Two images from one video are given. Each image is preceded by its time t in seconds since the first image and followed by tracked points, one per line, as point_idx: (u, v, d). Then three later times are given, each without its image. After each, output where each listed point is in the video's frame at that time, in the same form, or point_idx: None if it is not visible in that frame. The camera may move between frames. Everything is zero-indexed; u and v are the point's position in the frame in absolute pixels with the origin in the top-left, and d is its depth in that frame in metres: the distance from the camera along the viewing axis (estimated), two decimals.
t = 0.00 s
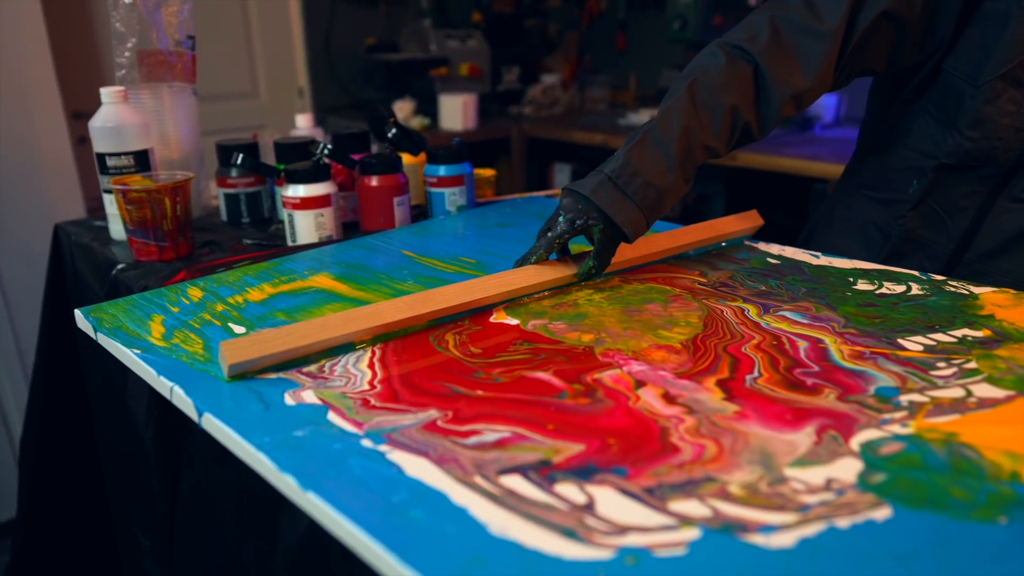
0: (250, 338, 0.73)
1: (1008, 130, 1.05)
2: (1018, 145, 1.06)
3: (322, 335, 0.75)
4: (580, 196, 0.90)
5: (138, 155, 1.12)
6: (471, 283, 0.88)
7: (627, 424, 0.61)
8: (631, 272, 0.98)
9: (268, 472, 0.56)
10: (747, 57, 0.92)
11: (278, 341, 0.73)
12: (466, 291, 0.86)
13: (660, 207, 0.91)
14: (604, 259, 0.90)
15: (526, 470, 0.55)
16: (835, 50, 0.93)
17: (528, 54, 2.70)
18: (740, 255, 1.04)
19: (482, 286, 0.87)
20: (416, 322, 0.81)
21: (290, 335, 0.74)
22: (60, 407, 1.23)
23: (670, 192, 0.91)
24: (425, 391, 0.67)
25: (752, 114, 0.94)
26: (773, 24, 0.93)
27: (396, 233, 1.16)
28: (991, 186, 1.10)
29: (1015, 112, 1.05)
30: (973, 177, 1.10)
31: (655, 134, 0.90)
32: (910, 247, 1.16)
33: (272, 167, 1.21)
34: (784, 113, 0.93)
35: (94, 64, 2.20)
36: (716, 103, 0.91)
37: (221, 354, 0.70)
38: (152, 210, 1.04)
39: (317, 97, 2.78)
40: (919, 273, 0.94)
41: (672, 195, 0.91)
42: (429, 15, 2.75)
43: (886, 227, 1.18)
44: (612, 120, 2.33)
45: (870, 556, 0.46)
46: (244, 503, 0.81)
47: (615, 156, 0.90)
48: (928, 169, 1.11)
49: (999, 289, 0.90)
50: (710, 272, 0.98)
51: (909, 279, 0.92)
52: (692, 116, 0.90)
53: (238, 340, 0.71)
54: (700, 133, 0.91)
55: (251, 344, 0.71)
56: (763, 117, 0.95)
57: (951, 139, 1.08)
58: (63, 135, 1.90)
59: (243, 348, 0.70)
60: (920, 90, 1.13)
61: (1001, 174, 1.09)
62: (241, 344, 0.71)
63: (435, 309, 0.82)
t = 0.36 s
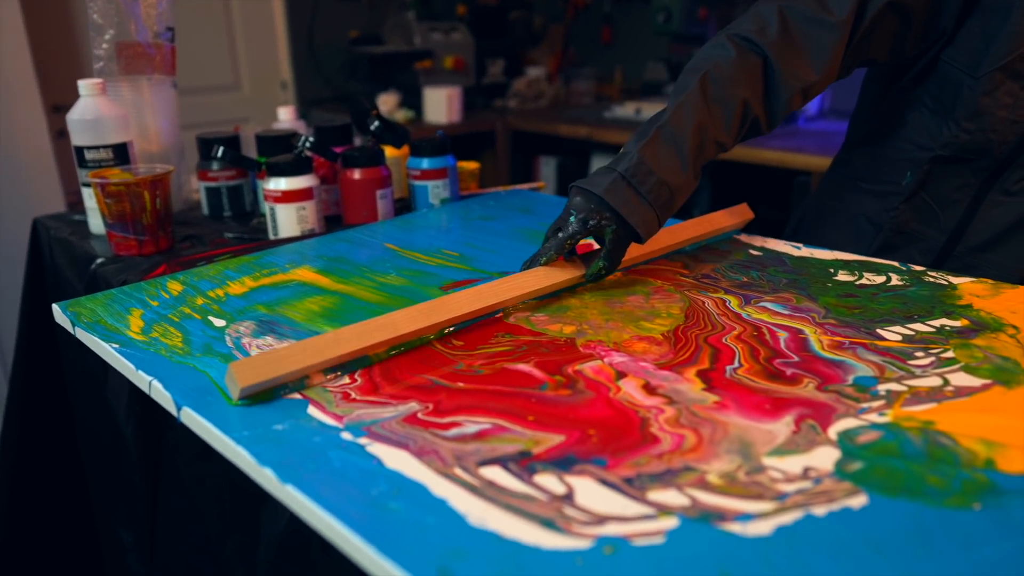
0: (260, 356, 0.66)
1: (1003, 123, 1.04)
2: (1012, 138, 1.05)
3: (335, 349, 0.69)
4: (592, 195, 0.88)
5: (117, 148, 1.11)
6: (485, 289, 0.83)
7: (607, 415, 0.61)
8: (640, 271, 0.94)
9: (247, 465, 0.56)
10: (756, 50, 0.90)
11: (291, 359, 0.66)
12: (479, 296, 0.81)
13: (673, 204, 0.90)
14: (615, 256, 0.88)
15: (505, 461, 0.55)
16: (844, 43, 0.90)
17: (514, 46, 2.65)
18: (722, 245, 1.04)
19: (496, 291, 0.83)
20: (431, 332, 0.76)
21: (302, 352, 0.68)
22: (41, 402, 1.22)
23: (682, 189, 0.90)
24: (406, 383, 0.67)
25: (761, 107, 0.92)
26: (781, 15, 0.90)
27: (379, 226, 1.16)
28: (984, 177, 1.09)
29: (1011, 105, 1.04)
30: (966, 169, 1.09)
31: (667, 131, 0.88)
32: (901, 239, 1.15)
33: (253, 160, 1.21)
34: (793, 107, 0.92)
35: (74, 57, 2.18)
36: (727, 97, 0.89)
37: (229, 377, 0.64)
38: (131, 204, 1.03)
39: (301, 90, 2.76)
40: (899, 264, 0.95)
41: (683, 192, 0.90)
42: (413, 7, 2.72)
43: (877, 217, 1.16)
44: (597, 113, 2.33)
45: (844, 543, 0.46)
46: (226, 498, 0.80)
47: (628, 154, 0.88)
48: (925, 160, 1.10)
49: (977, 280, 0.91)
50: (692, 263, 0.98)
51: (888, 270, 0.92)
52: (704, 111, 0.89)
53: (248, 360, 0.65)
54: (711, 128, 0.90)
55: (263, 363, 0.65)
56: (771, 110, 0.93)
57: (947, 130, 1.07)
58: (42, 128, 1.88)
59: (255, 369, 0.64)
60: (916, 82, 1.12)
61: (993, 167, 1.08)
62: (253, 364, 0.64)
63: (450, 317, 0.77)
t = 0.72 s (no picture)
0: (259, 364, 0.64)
1: (997, 114, 1.04)
2: (1005, 130, 1.05)
3: (339, 355, 0.66)
4: (607, 195, 0.83)
5: (97, 143, 1.10)
6: (495, 292, 0.80)
7: (588, 405, 0.62)
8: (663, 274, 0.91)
9: (228, 459, 0.56)
10: (767, 42, 0.88)
11: (293, 365, 0.64)
12: (489, 300, 0.78)
13: (690, 204, 0.86)
14: (633, 258, 0.83)
15: (486, 452, 0.56)
16: (853, 33, 0.90)
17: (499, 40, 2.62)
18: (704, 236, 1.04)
19: (507, 294, 0.80)
20: (439, 337, 0.73)
21: (303, 358, 0.65)
22: (21, 398, 1.21)
23: (699, 188, 0.86)
24: (387, 376, 0.67)
25: (771, 101, 0.91)
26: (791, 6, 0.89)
27: (362, 220, 1.15)
28: (975, 168, 1.09)
29: (1004, 97, 1.04)
30: (957, 161, 1.09)
31: (684, 126, 0.85)
32: (892, 232, 1.15)
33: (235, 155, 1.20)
34: (802, 101, 0.91)
35: (53, 50, 2.16)
36: (741, 91, 0.87)
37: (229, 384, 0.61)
38: (112, 199, 1.02)
39: (284, 85, 2.74)
40: (878, 255, 0.96)
41: (699, 190, 0.87)
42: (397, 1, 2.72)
43: (865, 208, 1.17)
44: (581, 106, 2.33)
45: (820, 528, 0.47)
46: (210, 493, 0.80)
47: (645, 151, 0.83)
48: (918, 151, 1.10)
49: (955, 270, 0.92)
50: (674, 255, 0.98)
51: (867, 261, 0.93)
52: (719, 106, 0.86)
53: (246, 368, 0.62)
54: (726, 123, 0.87)
55: (262, 371, 0.62)
56: (780, 104, 0.92)
57: (941, 120, 1.07)
58: (21, 123, 1.86)
59: (253, 376, 0.61)
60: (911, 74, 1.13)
61: (985, 158, 1.08)
62: (250, 373, 0.62)
63: (460, 322, 0.74)
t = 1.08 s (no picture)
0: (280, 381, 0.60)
1: (988, 106, 1.04)
2: (995, 122, 1.05)
3: (364, 372, 0.62)
4: (636, 197, 0.79)
5: (75, 137, 1.09)
6: (523, 300, 0.75)
7: (568, 396, 0.62)
8: (692, 279, 0.87)
9: (207, 452, 0.56)
10: (787, 35, 0.85)
11: (315, 384, 0.59)
12: (517, 308, 0.73)
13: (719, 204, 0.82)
14: (665, 262, 0.79)
15: (466, 443, 0.56)
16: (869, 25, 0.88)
17: (481, 34, 2.62)
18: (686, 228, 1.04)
19: (536, 302, 0.75)
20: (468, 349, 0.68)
21: (326, 376, 0.61)
22: None
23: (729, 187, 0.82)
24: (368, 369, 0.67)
25: (791, 96, 0.87)
26: None
27: (345, 215, 1.15)
28: (964, 161, 1.08)
29: (995, 89, 1.03)
30: (945, 153, 1.09)
31: (714, 124, 0.80)
32: (878, 222, 1.16)
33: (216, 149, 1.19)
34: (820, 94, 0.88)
35: (30, 44, 2.13)
36: (764, 86, 0.84)
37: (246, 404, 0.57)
38: (90, 193, 1.01)
39: (266, 79, 2.72)
40: (856, 246, 0.97)
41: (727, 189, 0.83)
42: None
43: (853, 199, 1.18)
44: (564, 101, 2.33)
45: (793, 513, 0.48)
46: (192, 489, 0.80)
47: (676, 151, 0.79)
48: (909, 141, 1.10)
49: (931, 260, 0.93)
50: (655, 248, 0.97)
51: (846, 252, 0.94)
52: (746, 102, 0.82)
53: (266, 386, 0.58)
54: (753, 120, 0.83)
55: (282, 389, 0.58)
56: (799, 99, 0.89)
57: (932, 109, 1.07)
58: None
59: (274, 396, 0.57)
60: (903, 63, 1.11)
61: (977, 149, 1.07)
62: (270, 392, 0.57)
63: (488, 332, 0.69)
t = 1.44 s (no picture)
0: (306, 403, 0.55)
1: (976, 99, 1.02)
2: (982, 116, 1.03)
3: (397, 390, 0.57)
4: (662, 196, 0.77)
5: (47, 130, 1.07)
6: (549, 306, 0.71)
7: (544, 387, 0.62)
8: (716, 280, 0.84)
9: (180, 445, 0.56)
10: (800, 27, 0.84)
11: (344, 405, 0.55)
12: (547, 317, 0.69)
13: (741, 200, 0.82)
14: (690, 262, 0.77)
15: (441, 435, 0.56)
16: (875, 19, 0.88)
17: (463, 27, 2.61)
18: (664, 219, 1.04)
19: (563, 309, 0.71)
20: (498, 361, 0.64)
21: (355, 396, 0.56)
22: None
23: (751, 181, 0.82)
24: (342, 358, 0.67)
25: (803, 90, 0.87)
26: None
27: (322, 208, 1.14)
28: (949, 154, 1.07)
29: (984, 82, 1.02)
30: (932, 144, 1.08)
31: (739, 119, 0.79)
32: (861, 213, 1.16)
33: (191, 142, 1.18)
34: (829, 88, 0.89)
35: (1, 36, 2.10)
36: (780, 80, 0.83)
37: (270, 429, 0.53)
38: (62, 187, 1.00)
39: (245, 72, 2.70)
40: (831, 236, 0.98)
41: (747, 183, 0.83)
42: None
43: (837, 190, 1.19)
44: (545, 94, 2.33)
45: (764, 499, 0.48)
46: (169, 485, 0.79)
47: (701, 148, 0.77)
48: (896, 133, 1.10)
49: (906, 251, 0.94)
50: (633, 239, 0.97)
51: (821, 243, 0.95)
52: (765, 97, 0.82)
53: (291, 410, 0.53)
54: (772, 115, 0.83)
55: (310, 412, 0.53)
56: (810, 92, 0.89)
57: (920, 102, 1.06)
58: None
59: (302, 420, 0.52)
60: (892, 53, 1.11)
61: (963, 142, 1.06)
62: (297, 416, 0.53)
63: (520, 344, 0.65)
